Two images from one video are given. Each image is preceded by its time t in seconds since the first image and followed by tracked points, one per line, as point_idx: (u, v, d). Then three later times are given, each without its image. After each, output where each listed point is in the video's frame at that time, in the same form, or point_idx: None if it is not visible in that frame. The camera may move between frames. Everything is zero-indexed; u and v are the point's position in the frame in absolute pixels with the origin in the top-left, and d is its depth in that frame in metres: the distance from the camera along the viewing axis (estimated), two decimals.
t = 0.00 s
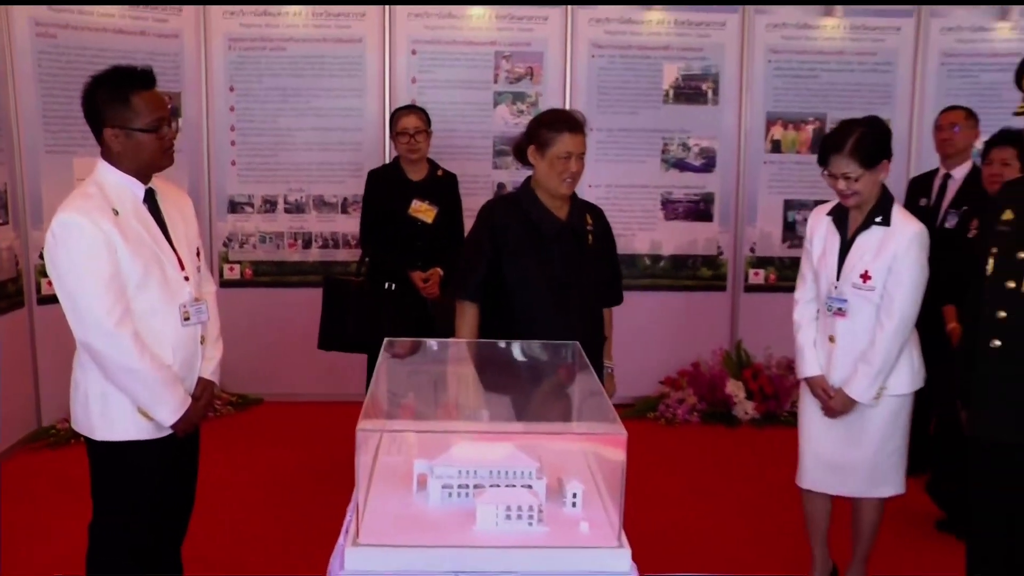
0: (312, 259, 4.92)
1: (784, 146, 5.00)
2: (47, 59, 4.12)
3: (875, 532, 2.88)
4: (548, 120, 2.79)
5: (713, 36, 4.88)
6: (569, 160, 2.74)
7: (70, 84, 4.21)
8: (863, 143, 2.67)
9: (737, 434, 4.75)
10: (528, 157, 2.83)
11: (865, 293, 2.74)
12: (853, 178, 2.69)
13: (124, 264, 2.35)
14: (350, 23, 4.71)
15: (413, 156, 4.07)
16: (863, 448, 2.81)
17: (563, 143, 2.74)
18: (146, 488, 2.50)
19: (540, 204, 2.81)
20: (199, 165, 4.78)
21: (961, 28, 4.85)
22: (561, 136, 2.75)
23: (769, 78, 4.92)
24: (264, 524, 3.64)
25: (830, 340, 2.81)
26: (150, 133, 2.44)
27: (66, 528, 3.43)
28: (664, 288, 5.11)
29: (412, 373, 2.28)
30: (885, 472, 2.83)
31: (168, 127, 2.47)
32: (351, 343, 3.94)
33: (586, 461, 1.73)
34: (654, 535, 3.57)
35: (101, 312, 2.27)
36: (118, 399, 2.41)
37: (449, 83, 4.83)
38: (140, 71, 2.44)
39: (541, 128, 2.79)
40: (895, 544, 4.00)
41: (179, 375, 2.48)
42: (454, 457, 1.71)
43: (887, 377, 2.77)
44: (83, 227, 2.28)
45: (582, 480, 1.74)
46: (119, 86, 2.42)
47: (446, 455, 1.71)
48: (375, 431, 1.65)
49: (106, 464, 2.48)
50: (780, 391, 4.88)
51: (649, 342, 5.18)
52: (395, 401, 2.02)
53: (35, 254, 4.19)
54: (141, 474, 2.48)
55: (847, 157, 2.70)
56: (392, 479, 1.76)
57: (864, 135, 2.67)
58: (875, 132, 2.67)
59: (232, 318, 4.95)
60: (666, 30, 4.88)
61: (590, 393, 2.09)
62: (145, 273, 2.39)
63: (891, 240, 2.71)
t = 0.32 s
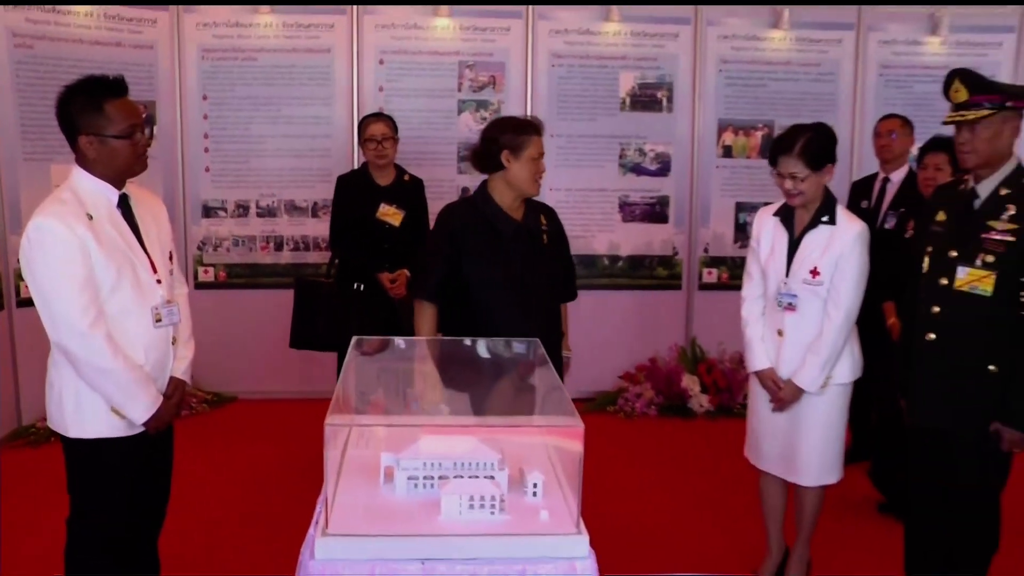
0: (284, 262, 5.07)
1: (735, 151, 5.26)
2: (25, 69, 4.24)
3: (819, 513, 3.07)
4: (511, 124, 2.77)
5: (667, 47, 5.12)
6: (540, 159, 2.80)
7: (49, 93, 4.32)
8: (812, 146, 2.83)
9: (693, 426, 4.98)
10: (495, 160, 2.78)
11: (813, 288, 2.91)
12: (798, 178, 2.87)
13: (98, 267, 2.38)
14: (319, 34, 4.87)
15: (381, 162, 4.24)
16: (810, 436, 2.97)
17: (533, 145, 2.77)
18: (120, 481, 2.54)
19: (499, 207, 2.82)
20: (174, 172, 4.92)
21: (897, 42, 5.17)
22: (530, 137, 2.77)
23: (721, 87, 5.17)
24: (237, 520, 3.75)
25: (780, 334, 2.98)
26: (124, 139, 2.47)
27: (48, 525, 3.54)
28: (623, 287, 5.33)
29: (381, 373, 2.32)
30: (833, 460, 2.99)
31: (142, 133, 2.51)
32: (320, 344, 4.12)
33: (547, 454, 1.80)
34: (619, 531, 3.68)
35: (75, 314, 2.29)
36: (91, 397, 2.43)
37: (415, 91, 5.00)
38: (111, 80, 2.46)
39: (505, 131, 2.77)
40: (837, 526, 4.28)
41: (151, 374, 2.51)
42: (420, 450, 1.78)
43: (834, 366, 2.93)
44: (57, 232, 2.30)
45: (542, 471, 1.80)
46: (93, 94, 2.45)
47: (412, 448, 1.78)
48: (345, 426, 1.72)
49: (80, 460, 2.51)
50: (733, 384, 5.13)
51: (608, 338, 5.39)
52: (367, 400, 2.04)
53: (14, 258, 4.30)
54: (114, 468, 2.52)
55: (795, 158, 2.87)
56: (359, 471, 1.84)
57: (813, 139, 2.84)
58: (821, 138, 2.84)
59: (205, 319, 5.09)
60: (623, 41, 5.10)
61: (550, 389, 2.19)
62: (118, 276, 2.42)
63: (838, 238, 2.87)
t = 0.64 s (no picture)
0: (262, 264, 5.24)
1: (694, 155, 5.51)
2: (11, 80, 4.38)
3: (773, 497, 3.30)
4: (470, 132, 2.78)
5: (628, 56, 5.36)
6: (505, 161, 2.83)
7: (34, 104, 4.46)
8: (750, 146, 3.09)
9: (656, 418, 5.21)
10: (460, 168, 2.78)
11: (757, 284, 3.14)
12: (733, 174, 3.13)
13: (76, 272, 2.38)
14: (295, 45, 5.06)
15: (354, 168, 4.42)
16: (764, 424, 3.19)
17: (499, 150, 2.79)
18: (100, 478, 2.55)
19: (466, 209, 2.85)
20: (156, 181, 5.09)
21: (843, 51, 5.48)
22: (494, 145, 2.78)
23: (679, 95, 5.42)
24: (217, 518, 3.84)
25: (732, 329, 3.20)
26: (100, 146, 2.49)
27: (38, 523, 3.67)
28: (588, 285, 5.56)
29: (357, 367, 2.21)
30: (787, 446, 3.21)
31: (116, 141, 2.54)
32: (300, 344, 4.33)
33: (516, 446, 1.77)
34: (591, 529, 3.74)
35: (55, 318, 2.30)
36: (73, 398, 2.46)
37: (386, 100, 5.20)
38: (87, 90, 2.50)
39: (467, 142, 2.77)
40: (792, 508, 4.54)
41: (130, 375, 2.53)
42: (393, 442, 1.73)
43: (783, 358, 3.15)
44: (35, 238, 2.31)
45: (512, 463, 1.77)
46: (67, 104, 2.48)
47: (386, 440, 1.73)
48: (321, 419, 1.71)
49: (62, 456, 2.53)
50: (695, 377, 5.36)
51: (574, 335, 5.61)
52: (338, 400, 1.89)
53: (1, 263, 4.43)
54: (92, 467, 2.53)
55: (733, 155, 3.13)
56: (333, 465, 1.79)
57: (751, 140, 3.10)
58: (763, 141, 3.09)
59: (185, 320, 5.25)
60: (587, 50, 5.32)
61: (516, 382, 2.08)
62: (96, 280, 2.43)
63: (777, 235, 3.10)
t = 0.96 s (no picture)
0: (244, 268, 5.45)
1: (656, 161, 5.77)
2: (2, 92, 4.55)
3: (736, 487, 3.49)
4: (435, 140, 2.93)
5: (593, 67, 5.61)
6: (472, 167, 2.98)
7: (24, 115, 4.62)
8: (704, 154, 3.34)
9: (623, 412, 5.45)
10: (429, 174, 2.93)
11: (715, 285, 3.39)
12: (689, 180, 3.37)
13: (62, 279, 2.45)
14: (273, 58, 5.28)
15: (332, 175, 4.62)
16: (726, 415, 3.42)
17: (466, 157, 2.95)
18: (87, 480, 2.60)
19: (436, 213, 2.97)
20: (140, 189, 5.29)
21: (795, 63, 5.78)
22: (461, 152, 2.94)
23: (642, 103, 5.68)
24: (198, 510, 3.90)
25: (695, 328, 3.45)
26: (83, 155, 2.57)
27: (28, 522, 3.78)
28: (556, 286, 5.80)
29: (336, 371, 2.20)
30: (749, 436, 3.44)
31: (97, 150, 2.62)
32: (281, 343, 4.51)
33: (485, 441, 1.88)
34: (564, 523, 3.90)
35: (42, 325, 2.37)
36: (57, 400, 2.52)
37: (361, 110, 5.42)
38: (70, 100, 2.58)
39: (436, 149, 2.92)
40: (754, 496, 4.76)
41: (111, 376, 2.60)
42: (370, 438, 1.84)
43: (742, 354, 3.39)
44: (22, 248, 2.37)
45: (482, 457, 1.89)
46: (52, 115, 2.55)
47: (362, 438, 1.84)
48: (297, 416, 1.78)
49: (47, 458, 2.57)
50: (659, 372, 5.62)
51: (544, 334, 5.84)
52: (320, 396, 1.98)
53: None
54: (78, 468, 2.58)
55: (689, 162, 3.37)
56: (312, 460, 1.91)
57: (705, 148, 3.35)
58: (719, 150, 3.35)
59: (168, 323, 5.43)
60: (553, 62, 5.57)
61: (488, 378, 2.13)
62: (79, 287, 2.50)
63: (731, 238, 3.35)
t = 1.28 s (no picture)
0: (224, 271, 5.46)
1: (634, 161, 5.83)
2: None
3: (714, 483, 3.55)
4: (414, 142, 2.97)
5: (571, 69, 5.67)
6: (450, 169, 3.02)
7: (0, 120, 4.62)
8: (678, 154, 3.38)
9: (603, 411, 5.50)
10: (410, 176, 2.96)
11: (691, 285, 3.45)
12: (666, 181, 3.41)
13: (36, 280, 2.47)
14: (252, 61, 5.30)
15: (313, 177, 4.64)
16: (703, 412, 3.47)
17: (444, 159, 2.98)
18: (64, 482, 2.62)
19: (415, 216, 3.01)
20: (120, 192, 5.30)
21: (771, 63, 5.86)
22: (440, 154, 2.98)
23: (619, 103, 5.74)
24: (182, 512, 3.90)
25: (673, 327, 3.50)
26: (59, 160, 2.58)
27: (9, 523, 3.78)
28: (536, 285, 5.84)
29: (316, 373, 2.23)
30: (725, 432, 3.50)
31: (73, 155, 2.63)
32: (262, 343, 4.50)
33: (465, 439, 1.92)
34: (545, 520, 3.95)
35: (15, 324, 2.38)
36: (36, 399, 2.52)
37: (341, 113, 5.45)
38: (45, 106, 2.60)
39: (416, 151, 2.95)
40: (734, 492, 4.82)
41: (90, 376, 2.61)
42: (350, 439, 1.87)
43: (719, 352, 3.44)
44: None
45: (462, 455, 1.92)
46: (27, 121, 2.57)
47: (342, 438, 1.87)
48: (278, 418, 1.81)
49: (27, 459, 2.59)
50: (638, 371, 5.68)
51: (524, 333, 5.89)
52: (303, 398, 2.01)
53: None
54: (58, 469, 2.59)
55: (665, 164, 3.40)
56: (293, 461, 1.94)
57: (679, 148, 3.38)
58: (689, 148, 3.39)
59: (148, 326, 5.43)
60: (529, 64, 5.62)
61: (469, 377, 2.16)
62: (55, 288, 2.51)
63: (706, 238, 3.41)
